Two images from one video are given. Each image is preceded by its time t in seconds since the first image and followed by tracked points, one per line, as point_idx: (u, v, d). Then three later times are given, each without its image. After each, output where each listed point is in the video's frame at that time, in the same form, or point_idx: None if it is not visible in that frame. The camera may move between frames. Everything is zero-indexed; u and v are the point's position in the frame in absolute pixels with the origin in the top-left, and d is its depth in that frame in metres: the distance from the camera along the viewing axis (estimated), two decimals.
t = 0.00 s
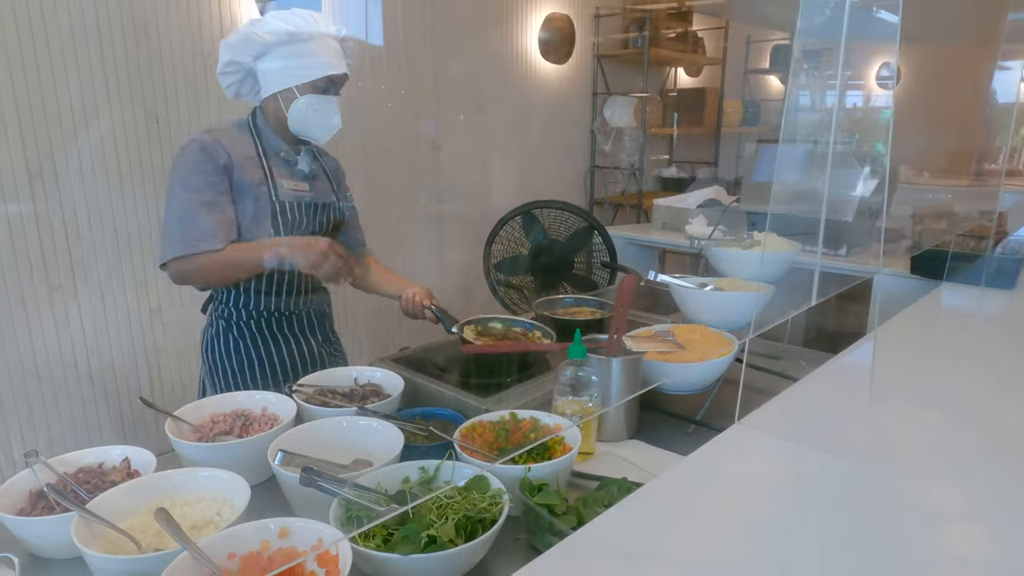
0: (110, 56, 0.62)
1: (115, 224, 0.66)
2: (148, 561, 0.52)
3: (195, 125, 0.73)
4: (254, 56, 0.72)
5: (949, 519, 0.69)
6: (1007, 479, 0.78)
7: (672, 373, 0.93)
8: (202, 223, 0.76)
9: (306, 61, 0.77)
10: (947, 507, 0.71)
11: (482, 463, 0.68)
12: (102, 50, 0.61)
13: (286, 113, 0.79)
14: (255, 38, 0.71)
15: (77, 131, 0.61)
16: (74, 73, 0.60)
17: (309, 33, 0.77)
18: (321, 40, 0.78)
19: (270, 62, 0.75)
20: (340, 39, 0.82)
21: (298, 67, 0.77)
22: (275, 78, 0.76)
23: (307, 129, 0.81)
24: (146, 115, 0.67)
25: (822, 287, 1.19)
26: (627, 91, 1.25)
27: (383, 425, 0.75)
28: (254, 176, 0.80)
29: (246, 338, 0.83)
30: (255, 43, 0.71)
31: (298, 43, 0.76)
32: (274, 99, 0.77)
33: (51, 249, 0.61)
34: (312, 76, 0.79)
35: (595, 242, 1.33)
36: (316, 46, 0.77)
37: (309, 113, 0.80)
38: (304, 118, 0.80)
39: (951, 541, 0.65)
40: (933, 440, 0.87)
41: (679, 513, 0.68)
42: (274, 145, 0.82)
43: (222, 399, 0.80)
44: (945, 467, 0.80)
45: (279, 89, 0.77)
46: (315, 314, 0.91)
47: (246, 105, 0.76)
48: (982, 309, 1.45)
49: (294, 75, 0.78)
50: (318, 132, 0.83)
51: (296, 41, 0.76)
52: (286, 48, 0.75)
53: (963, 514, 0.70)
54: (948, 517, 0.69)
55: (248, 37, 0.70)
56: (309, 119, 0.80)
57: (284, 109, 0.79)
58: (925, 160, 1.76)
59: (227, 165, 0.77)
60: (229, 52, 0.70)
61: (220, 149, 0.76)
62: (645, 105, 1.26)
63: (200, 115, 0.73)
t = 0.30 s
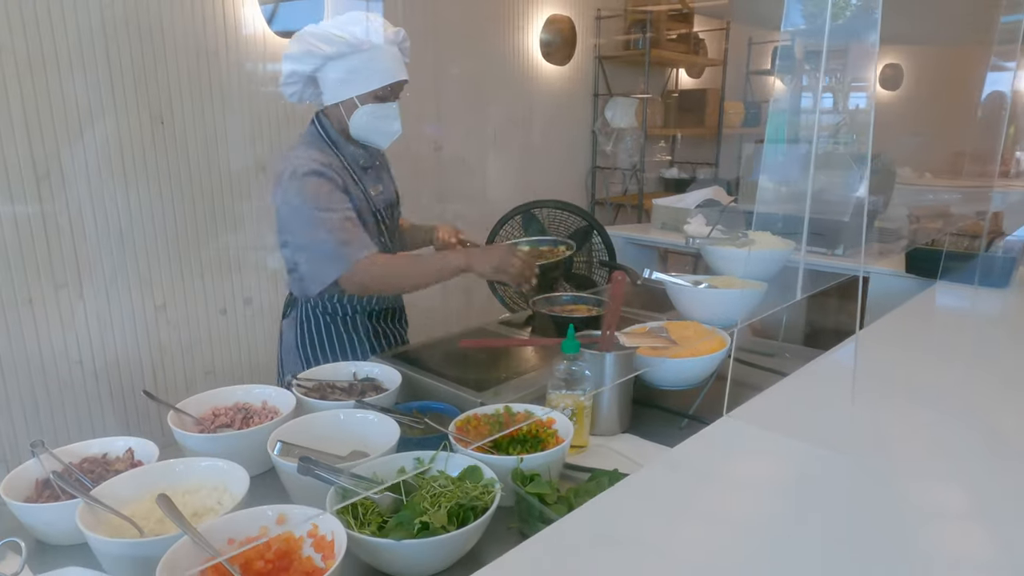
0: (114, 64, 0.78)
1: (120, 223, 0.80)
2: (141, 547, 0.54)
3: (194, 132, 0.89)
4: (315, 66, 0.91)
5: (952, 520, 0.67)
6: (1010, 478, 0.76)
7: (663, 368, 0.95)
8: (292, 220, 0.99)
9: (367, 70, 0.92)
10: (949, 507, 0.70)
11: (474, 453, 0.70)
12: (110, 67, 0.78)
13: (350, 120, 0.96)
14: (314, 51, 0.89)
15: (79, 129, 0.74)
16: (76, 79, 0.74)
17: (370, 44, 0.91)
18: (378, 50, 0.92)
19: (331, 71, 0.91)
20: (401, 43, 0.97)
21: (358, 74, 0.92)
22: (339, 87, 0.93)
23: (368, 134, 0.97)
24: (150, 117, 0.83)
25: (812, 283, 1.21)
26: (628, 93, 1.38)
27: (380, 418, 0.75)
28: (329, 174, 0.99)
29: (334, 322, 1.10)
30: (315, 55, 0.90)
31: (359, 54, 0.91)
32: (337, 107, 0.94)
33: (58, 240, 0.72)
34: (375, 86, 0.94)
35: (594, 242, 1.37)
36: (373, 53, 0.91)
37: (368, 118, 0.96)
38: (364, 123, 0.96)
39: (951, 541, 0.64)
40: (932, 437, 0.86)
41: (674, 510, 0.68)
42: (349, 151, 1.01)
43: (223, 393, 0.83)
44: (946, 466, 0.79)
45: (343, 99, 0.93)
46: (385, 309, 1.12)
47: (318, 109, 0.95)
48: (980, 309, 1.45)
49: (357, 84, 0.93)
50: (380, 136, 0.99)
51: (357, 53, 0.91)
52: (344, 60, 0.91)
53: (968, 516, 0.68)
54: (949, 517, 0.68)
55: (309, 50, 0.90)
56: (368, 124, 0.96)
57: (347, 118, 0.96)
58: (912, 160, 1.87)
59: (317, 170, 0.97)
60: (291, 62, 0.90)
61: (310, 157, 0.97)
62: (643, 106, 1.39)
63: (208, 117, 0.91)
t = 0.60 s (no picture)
0: (119, 66, 0.92)
1: (123, 220, 0.94)
2: (142, 523, 0.56)
3: (198, 129, 1.02)
4: (392, 62, 1.13)
5: (955, 518, 0.66)
6: (1010, 474, 0.75)
7: (654, 359, 0.98)
8: (397, 222, 1.16)
9: (437, 70, 1.11)
10: (943, 499, 0.69)
11: (466, 437, 0.73)
12: (116, 76, 0.92)
13: (420, 116, 1.16)
14: (394, 53, 1.11)
15: (84, 126, 0.88)
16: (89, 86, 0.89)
17: (445, 49, 1.10)
18: (453, 55, 1.10)
19: (407, 69, 1.12)
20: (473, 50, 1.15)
21: (429, 75, 1.12)
22: (411, 83, 1.14)
23: (436, 129, 1.16)
24: (154, 115, 0.97)
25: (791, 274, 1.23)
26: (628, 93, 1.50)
27: (375, 405, 0.77)
28: (416, 171, 1.19)
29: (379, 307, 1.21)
30: (392, 53, 1.12)
31: (433, 56, 1.10)
32: (407, 102, 1.16)
33: (64, 236, 0.87)
34: (445, 87, 1.13)
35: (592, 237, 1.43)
36: (445, 59, 1.10)
37: (437, 116, 1.14)
38: (434, 121, 1.15)
39: (952, 538, 0.63)
40: (932, 433, 0.85)
41: (667, 510, 0.67)
42: (423, 144, 1.21)
43: (222, 382, 0.84)
44: (946, 463, 0.77)
45: (415, 97, 1.14)
46: (430, 295, 1.24)
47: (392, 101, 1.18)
48: (973, 305, 1.46)
49: (427, 84, 1.13)
50: (448, 132, 1.17)
51: (432, 54, 1.10)
52: (420, 62, 1.11)
53: (970, 513, 0.67)
54: (928, 505, 0.68)
55: (389, 52, 1.11)
56: (437, 121, 1.15)
57: (419, 115, 1.16)
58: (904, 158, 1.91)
59: (407, 168, 1.18)
60: (371, 56, 1.14)
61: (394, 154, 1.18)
62: (643, 105, 1.54)
63: (212, 115, 1.05)
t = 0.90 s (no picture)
0: (120, 62, 0.93)
1: (123, 217, 0.95)
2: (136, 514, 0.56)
3: (198, 124, 1.03)
4: (413, 62, 1.14)
5: (955, 517, 0.65)
6: (1009, 473, 0.75)
7: (651, 355, 0.99)
8: (406, 215, 1.14)
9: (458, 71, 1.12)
10: (939, 495, 0.69)
11: (462, 431, 0.73)
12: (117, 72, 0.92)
13: (442, 115, 1.17)
14: (413, 52, 1.13)
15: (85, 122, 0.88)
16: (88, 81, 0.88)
17: (466, 48, 1.11)
18: (474, 55, 1.12)
19: (428, 69, 1.14)
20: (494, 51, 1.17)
21: (449, 74, 1.13)
22: (432, 82, 1.15)
23: (458, 129, 1.18)
24: (155, 112, 0.96)
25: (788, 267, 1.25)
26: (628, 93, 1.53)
27: (372, 400, 0.77)
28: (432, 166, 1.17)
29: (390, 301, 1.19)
30: (413, 53, 1.13)
31: (454, 56, 1.12)
32: (430, 103, 1.18)
33: (64, 234, 0.88)
34: (466, 87, 1.14)
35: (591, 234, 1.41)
36: (465, 60, 1.12)
37: (458, 116, 1.16)
38: (455, 120, 1.16)
39: (951, 537, 0.62)
40: (932, 432, 0.85)
41: (664, 507, 0.66)
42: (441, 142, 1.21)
43: (219, 376, 0.84)
44: (947, 462, 0.77)
45: (434, 97, 1.16)
46: (443, 293, 1.22)
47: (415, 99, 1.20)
48: (974, 304, 1.46)
49: (447, 83, 1.14)
50: (469, 132, 1.19)
51: (452, 55, 1.12)
52: (440, 61, 1.13)
53: (969, 512, 0.66)
54: (923, 500, 0.68)
55: (408, 50, 1.13)
56: (457, 121, 1.16)
57: (441, 115, 1.17)
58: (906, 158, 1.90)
59: (422, 164, 1.15)
60: (393, 56, 1.15)
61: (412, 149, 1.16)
62: (643, 105, 1.54)
63: (213, 118, 1.06)
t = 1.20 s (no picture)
0: (120, 61, 0.92)
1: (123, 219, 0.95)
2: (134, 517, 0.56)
3: (199, 125, 1.02)
4: (421, 59, 1.16)
5: (958, 519, 0.65)
6: (1012, 475, 0.74)
7: (653, 356, 0.98)
8: (406, 209, 1.17)
9: (465, 66, 1.13)
10: (941, 497, 0.69)
11: (462, 433, 0.72)
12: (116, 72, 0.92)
13: (449, 112, 1.17)
14: (419, 49, 1.14)
15: (86, 118, 0.88)
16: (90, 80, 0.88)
17: (473, 44, 1.13)
18: (480, 50, 1.13)
19: (435, 65, 1.15)
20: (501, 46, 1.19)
21: (455, 69, 1.14)
22: (439, 78, 1.16)
23: (466, 125, 1.17)
24: (157, 112, 0.95)
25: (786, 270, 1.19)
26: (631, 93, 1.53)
27: (372, 402, 0.77)
28: (434, 162, 1.19)
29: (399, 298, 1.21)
30: (422, 49, 1.15)
31: (460, 51, 1.13)
32: (437, 100, 1.19)
33: (65, 235, 0.89)
34: (472, 81, 1.15)
35: (593, 236, 1.39)
36: (472, 55, 1.13)
37: (466, 110, 1.15)
38: (462, 116, 1.16)
39: (954, 540, 0.61)
40: (936, 434, 0.84)
41: (664, 509, 0.66)
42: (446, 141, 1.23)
43: (218, 377, 0.83)
44: (949, 464, 0.76)
45: (441, 93, 1.16)
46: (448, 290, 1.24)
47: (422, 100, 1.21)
48: (977, 305, 1.45)
49: (455, 79, 1.15)
50: (476, 128, 1.17)
51: (459, 50, 1.13)
52: (446, 57, 1.14)
53: (971, 514, 0.66)
54: (923, 501, 0.68)
55: (414, 47, 1.14)
56: (466, 116, 1.15)
57: (448, 111, 1.17)
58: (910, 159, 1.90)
59: (423, 159, 1.18)
60: (401, 54, 1.17)
61: (415, 145, 1.19)
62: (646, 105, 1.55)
63: (213, 118, 1.04)
